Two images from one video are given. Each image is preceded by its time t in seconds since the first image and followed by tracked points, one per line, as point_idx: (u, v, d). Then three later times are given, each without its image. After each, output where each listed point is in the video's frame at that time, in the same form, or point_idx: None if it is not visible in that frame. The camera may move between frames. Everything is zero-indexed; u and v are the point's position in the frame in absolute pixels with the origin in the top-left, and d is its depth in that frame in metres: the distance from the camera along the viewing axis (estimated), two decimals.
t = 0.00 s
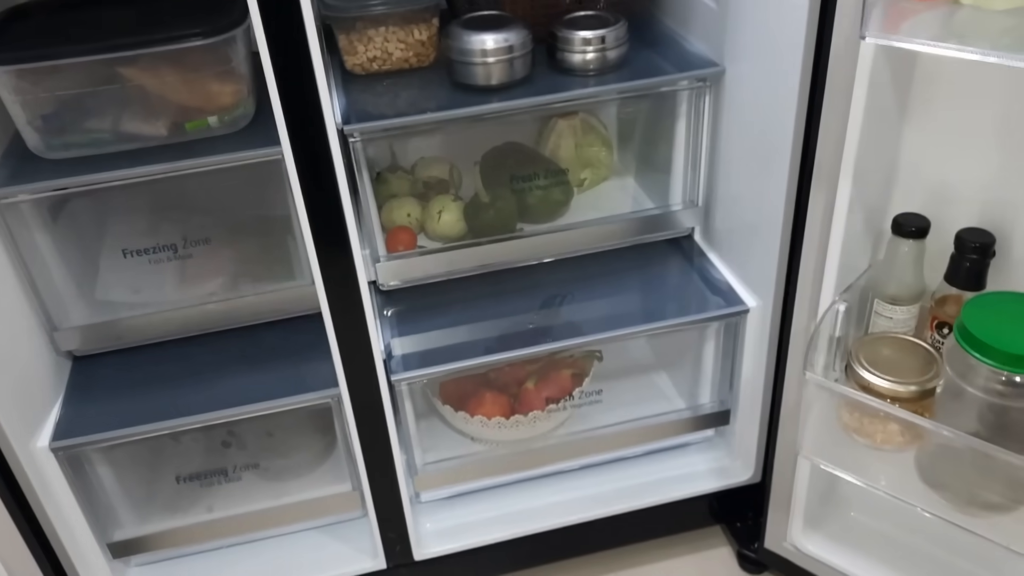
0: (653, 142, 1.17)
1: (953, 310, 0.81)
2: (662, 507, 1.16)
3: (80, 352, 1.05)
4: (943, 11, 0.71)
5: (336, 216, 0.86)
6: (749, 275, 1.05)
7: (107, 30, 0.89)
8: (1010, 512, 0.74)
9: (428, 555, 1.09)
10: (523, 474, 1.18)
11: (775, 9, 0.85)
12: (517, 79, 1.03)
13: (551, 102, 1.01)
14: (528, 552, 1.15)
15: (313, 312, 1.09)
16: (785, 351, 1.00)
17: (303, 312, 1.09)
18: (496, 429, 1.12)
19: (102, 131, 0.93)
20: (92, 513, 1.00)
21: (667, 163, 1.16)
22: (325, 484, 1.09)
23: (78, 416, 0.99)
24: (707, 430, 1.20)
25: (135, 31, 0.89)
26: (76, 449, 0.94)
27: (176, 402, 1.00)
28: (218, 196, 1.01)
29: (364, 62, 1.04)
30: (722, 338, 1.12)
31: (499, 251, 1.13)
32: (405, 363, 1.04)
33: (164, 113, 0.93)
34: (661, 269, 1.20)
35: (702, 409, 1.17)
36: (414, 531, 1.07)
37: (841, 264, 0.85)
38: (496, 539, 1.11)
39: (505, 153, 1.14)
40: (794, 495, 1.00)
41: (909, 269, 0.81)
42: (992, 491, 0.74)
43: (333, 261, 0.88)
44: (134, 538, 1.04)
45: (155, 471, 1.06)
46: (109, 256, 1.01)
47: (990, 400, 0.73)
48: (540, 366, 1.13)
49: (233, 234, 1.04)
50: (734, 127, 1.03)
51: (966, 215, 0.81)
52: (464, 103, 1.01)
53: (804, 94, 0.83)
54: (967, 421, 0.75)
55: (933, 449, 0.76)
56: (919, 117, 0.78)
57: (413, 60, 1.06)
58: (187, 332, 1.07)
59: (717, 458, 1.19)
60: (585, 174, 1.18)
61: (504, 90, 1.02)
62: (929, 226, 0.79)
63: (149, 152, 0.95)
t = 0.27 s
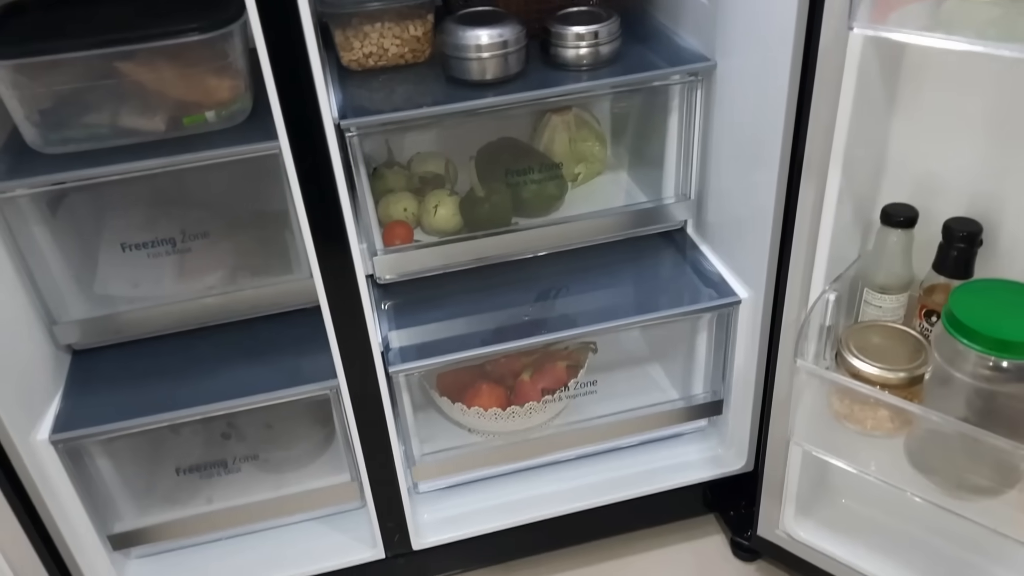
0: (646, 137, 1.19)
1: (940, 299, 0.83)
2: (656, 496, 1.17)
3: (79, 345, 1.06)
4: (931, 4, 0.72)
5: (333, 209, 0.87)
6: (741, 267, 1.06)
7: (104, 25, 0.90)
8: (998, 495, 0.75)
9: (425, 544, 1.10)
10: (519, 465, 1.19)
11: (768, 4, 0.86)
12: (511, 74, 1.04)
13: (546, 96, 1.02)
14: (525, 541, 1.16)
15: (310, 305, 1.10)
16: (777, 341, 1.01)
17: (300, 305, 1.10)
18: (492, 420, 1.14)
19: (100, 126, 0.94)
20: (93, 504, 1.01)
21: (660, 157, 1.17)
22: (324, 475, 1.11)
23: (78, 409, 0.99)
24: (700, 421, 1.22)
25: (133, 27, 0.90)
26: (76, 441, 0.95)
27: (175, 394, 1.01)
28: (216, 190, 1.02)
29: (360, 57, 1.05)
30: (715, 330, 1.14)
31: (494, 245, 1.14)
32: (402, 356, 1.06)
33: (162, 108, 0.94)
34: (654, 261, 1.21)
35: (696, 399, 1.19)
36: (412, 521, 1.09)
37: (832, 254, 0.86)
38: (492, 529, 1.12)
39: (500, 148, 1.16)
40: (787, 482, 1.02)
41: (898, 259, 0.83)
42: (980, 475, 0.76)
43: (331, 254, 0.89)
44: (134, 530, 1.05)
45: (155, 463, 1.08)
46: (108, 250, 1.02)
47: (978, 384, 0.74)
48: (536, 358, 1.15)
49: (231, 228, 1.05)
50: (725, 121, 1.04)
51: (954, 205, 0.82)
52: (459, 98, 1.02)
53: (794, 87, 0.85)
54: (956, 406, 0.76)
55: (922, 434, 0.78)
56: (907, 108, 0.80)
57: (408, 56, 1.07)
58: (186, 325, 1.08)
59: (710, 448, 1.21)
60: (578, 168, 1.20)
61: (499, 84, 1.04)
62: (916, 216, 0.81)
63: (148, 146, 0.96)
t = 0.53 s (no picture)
0: (642, 128, 1.19)
1: (938, 286, 0.82)
2: (654, 488, 1.17)
3: (74, 338, 1.06)
4: None
5: (329, 199, 0.87)
6: (738, 257, 1.06)
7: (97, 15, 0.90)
8: (995, 482, 0.75)
9: (423, 537, 1.10)
10: (516, 457, 1.19)
11: None
12: (506, 64, 1.04)
13: (541, 86, 1.02)
14: (522, 533, 1.16)
15: (306, 297, 1.10)
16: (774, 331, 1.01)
17: (296, 297, 1.09)
18: (488, 413, 1.13)
19: (94, 117, 0.93)
20: (89, 498, 1.01)
21: (657, 147, 1.17)
22: (320, 468, 1.10)
23: (73, 402, 0.99)
24: (697, 412, 1.21)
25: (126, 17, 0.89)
26: (72, 434, 0.95)
27: (171, 387, 1.00)
28: (210, 182, 1.02)
29: (354, 48, 1.05)
30: (712, 322, 1.13)
31: (490, 236, 1.13)
32: (398, 347, 1.05)
33: (156, 98, 0.94)
34: (651, 252, 1.21)
35: (693, 390, 1.18)
36: (409, 513, 1.08)
37: (829, 242, 0.86)
38: (490, 521, 1.12)
39: (496, 139, 1.16)
40: (784, 473, 1.01)
41: (895, 247, 0.83)
42: (977, 461, 0.75)
43: (326, 244, 0.88)
44: (130, 524, 1.05)
45: (150, 456, 1.08)
46: (103, 242, 1.01)
47: (975, 370, 0.74)
48: (533, 350, 1.15)
49: (226, 220, 1.05)
50: (721, 110, 1.04)
51: (951, 192, 0.82)
52: (454, 88, 1.01)
53: (790, 75, 0.84)
54: (954, 393, 0.76)
55: (920, 421, 0.78)
56: (903, 94, 0.80)
57: (403, 46, 1.07)
58: (181, 318, 1.07)
59: (708, 439, 1.21)
60: (575, 160, 1.19)
61: (494, 75, 1.03)
62: (913, 203, 0.80)
63: (142, 137, 0.95)
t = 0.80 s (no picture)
0: (639, 119, 1.19)
1: (934, 274, 0.82)
2: (652, 478, 1.17)
3: (72, 330, 1.06)
4: None
5: (326, 189, 0.86)
6: (735, 247, 1.07)
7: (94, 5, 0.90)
8: (992, 467, 0.75)
9: (421, 528, 1.10)
10: (514, 448, 1.19)
11: None
12: (503, 54, 1.04)
13: (539, 75, 1.02)
14: (521, 524, 1.16)
15: (303, 288, 1.10)
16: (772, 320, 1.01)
17: (294, 288, 1.09)
18: (486, 404, 1.14)
19: (91, 108, 0.93)
20: (87, 490, 1.01)
21: (654, 138, 1.17)
22: (318, 459, 1.10)
23: (71, 393, 0.99)
24: (694, 403, 1.22)
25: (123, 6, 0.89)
26: (69, 425, 0.95)
27: (169, 379, 1.00)
28: (207, 174, 1.02)
29: (351, 39, 1.05)
30: (710, 312, 1.14)
31: (487, 227, 1.14)
32: (396, 338, 1.05)
33: (153, 89, 0.93)
34: (649, 243, 1.21)
35: (690, 381, 1.19)
36: (408, 504, 1.08)
37: (825, 231, 0.86)
38: (488, 511, 1.12)
39: (493, 130, 1.15)
40: (782, 462, 1.02)
41: (892, 235, 0.83)
42: (973, 447, 0.76)
43: (324, 234, 0.88)
44: (128, 516, 1.05)
45: (149, 447, 1.07)
46: (99, 233, 1.01)
47: (971, 356, 0.74)
48: (531, 341, 1.15)
49: (223, 211, 1.04)
50: (718, 100, 1.04)
51: (947, 180, 0.82)
52: (451, 78, 1.01)
53: (788, 63, 0.84)
54: (950, 379, 0.76)
55: (917, 407, 0.78)
56: (900, 79, 0.80)
57: (400, 37, 1.07)
58: (179, 309, 1.07)
59: (705, 430, 1.21)
60: (572, 151, 1.19)
61: (491, 64, 1.03)
62: (909, 191, 0.81)
63: (139, 128, 0.95)
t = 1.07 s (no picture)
0: (635, 111, 1.19)
1: (929, 265, 0.83)
2: (648, 471, 1.18)
3: (67, 323, 1.06)
4: None
5: (322, 181, 0.86)
6: (731, 239, 1.07)
7: None
8: (986, 456, 0.76)
9: (418, 520, 1.10)
10: (510, 441, 1.19)
11: None
12: (499, 46, 1.04)
13: (535, 67, 1.02)
14: (517, 517, 1.16)
15: (299, 282, 1.10)
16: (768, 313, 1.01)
17: (290, 282, 1.09)
18: (482, 397, 1.13)
19: (86, 100, 0.93)
20: (83, 483, 1.01)
21: (650, 130, 1.17)
22: (314, 452, 1.10)
23: (66, 386, 0.99)
24: (691, 395, 1.22)
25: None
26: (65, 418, 0.95)
27: (164, 372, 1.00)
28: (203, 166, 1.02)
29: (347, 31, 1.05)
30: (706, 304, 1.14)
31: (484, 220, 1.13)
32: (392, 331, 1.05)
33: (148, 81, 0.93)
34: (644, 235, 1.21)
35: (686, 373, 1.19)
36: (404, 497, 1.08)
37: (821, 223, 0.86)
38: (484, 504, 1.12)
39: (489, 123, 1.15)
40: (778, 454, 1.02)
41: (887, 226, 0.83)
42: (968, 436, 0.76)
43: (319, 225, 0.88)
44: (124, 509, 1.05)
45: (144, 441, 1.07)
46: (94, 226, 1.01)
47: (966, 346, 0.74)
48: (527, 334, 1.15)
49: (219, 204, 1.04)
50: (714, 92, 1.04)
51: (942, 170, 0.83)
52: (447, 70, 1.01)
53: (784, 53, 0.84)
54: (946, 370, 0.77)
55: (913, 397, 0.78)
56: (895, 69, 0.80)
57: (396, 29, 1.07)
58: (175, 302, 1.06)
59: (701, 422, 1.21)
60: (568, 144, 1.19)
61: (487, 56, 1.03)
62: (904, 181, 0.81)
63: (134, 121, 0.95)
